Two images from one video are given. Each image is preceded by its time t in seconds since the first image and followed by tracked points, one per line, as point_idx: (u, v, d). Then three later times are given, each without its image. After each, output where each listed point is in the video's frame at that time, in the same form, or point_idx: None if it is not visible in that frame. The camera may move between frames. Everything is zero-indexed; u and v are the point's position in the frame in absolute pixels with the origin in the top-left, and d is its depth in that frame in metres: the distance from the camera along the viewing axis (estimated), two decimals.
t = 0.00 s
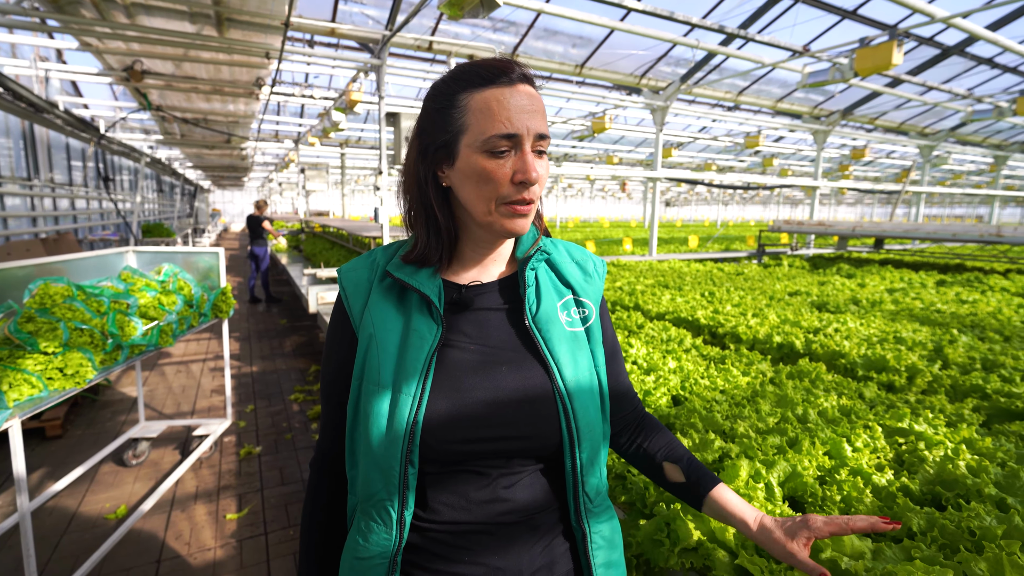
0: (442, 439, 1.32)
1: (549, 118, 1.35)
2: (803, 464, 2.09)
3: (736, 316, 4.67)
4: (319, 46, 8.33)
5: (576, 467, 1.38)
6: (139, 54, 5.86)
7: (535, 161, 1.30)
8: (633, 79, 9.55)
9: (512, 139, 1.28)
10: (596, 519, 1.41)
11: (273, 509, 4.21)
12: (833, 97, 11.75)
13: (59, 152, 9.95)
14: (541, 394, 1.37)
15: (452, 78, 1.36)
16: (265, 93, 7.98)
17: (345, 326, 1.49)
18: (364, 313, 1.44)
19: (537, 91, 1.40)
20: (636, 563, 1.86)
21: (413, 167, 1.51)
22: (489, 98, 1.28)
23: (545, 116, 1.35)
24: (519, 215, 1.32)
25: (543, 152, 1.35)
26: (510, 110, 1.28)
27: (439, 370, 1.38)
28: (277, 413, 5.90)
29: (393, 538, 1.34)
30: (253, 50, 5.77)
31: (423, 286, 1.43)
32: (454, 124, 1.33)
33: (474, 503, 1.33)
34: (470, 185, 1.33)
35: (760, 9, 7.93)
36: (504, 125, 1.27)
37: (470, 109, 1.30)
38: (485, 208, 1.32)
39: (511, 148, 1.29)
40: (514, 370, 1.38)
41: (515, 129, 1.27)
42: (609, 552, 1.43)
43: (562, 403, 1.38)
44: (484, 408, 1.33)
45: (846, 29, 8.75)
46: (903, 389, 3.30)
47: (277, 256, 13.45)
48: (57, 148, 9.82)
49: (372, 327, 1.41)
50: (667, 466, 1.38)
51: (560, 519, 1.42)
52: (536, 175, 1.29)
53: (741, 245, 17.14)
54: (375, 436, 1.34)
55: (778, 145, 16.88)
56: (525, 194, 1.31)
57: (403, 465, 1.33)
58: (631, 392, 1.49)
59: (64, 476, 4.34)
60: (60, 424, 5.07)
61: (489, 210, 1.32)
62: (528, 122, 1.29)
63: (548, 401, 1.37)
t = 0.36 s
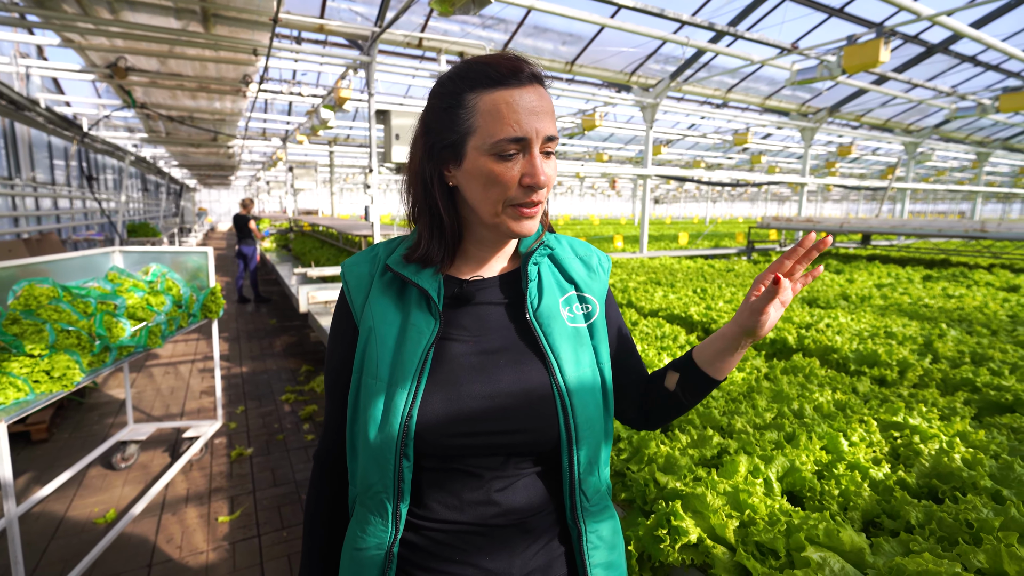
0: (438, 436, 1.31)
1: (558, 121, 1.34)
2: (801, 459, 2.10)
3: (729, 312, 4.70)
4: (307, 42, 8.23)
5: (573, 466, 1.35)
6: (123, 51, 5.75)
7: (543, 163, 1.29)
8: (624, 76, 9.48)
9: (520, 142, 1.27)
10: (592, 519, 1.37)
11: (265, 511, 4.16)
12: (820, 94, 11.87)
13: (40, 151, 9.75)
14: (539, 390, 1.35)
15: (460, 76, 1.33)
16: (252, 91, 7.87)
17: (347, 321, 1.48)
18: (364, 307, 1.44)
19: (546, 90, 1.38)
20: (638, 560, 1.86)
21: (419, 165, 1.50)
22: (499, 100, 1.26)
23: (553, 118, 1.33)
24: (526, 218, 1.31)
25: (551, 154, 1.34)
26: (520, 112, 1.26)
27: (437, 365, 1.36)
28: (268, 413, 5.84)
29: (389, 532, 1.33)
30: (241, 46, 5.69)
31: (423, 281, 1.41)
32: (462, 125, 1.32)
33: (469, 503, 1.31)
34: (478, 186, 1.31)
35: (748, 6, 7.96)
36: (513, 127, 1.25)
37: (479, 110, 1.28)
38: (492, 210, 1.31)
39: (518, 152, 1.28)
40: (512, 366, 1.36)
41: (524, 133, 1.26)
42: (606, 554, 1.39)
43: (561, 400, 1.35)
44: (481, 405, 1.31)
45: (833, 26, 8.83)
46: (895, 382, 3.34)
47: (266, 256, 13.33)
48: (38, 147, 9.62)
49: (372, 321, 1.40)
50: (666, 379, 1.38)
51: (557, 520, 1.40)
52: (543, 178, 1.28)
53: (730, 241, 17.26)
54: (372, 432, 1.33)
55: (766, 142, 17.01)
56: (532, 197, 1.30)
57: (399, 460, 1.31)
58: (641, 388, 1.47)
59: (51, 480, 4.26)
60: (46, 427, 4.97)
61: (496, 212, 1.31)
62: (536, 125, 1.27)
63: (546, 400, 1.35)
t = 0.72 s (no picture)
0: (428, 435, 1.28)
1: (545, 117, 1.25)
2: (797, 456, 2.11)
3: (722, 310, 4.72)
4: (297, 39, 8.15)
5: (567, 468, 1.32)
6: (109, 47, 5.65)
7: (526, 162, 1.22)
8: (615, 74, 9.55)
9: (501, 143, 1.20)
10: (586, 524, 1.34)
11: (258, 512, 4.12)
12: (810, 93, 11.96)
13: (24, 149, 9.57)
14: (531, 390, 1.31)
15: (442, 76, 1.28)
16: (241, 88, 7.78)
17: (344, 318, 1.47)
18: (361, 303, 1.42)
19: (535, 82, 1.30)
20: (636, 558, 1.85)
21: (413, 166, 1.47)
22: (477, 99, 1.20)
23: (540, 114, 1.25)
24: (512, 220, 1.25)
25: (538, 150, 1.26)
26: (499, 111, 1.19)
27: (430, 362, 1.33)
28: (260, 414, 5.79)
29: (380, 528, 1.32)
30: (229, 43, 5.62)
31: (418, 278, 1.38)
32: (445, 126, 1.27)
33: (464, 508, 1.29)
34: (462, 188, 1.26)
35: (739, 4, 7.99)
36: (492, 129, 1.19)
37: (458, 112, 1.23)
38: (477, 211, 1.26)
39: (501, 152, 1.21)
40: (506, 363, 1.32)
41: (503, 133, 1.19)
42: (601, 561, 1.35)
43: (554, 400, 1.32)
44: (474, 403, 1.28)
45: (823, 26, 8.89)
46: (887, 378, 3.38)
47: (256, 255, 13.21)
48: (22, 145, 9.45)
49: (367, 317, 1.38)
50: (710, 452, 1.26)
51: (551, 528, 1.37)
52: (526, 178, 1.21)
53: (721, 239, 17.38)
54: (365, 427, 1.32)
55: (756, 141, 17.13)
56: (516, 198, 1.23)
57: (389, 456, 1.29)
58: (634, 383, 1.39)
59: (38, 483, 4.18)
60: (32, 429, 4.89)
61: (480, 213, 1.26)
62: (517, 124, 1.19)
63: (540, 400, 1.32)
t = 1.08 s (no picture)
0: (436, 438, 1.26)
1: (548, 114, 1.24)
2: (796, 454, 2.12)
3: (717, 308, 4.73)
4: (289, 36, 8.08)
5: (573, 469, 1.30)
6: (96, 43, 5.57)
7: (527, 160, 1.20)
8: (609, 73, 9.56)
9: (502, 139, 1.19)
10: (594, 523, 1.34)
11: (252, 514, 4.08)
12: (801, 92, 12.04)
13: (9, 147, 9.42)
14: (537, 392, 1.30)
15: (445, 70, 1.26)
16: (232, 85, 7.70)
17: (343, 320, 1.42)
18: (361, 305, 1.37)
19: (539, 80, 1.28)
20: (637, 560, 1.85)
21: (413, 162, 1.45)
22: (479, 94, 1.18)
23: (542, 111, 1.23)
24: (512, 218, 1.24)
25: (540, 149, 1.24)
26: (502, 107, 1.17)
27: (434, 365, 1.31)
28: (253, 414, 5.74)
29: (387, 535, 1.29)
30: (220, 40, 5.55)
31: (420, 279, 1.36)
32: (447, 120, 1.25)
33: (473, 505, 1.27)
34: (463, 184, 1.25)
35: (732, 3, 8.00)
36: (494, 125, 1.17)
37: (461, 106, 1.21)
38: (476, 208, 1.25)
39: (502, 149, 1.20)
40: (510, 366, 1.31)
41: (506, 129, 1.18)
42: (608, 560, 1.35)
43: (559, 401, 1.30)
44: (481, 406, 1.26)
45: (814, 25, 8.94)
46: (881, 376, 3.40)
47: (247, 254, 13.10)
48: (7, 142, 9.30)
49: (368, 319, 1.34)
50: (700, 476, 1.25)
51: (557, 524, 1.36)
52: (526, 176, 1.20)
53: (714, 237, 17.49)
54: (369, 434, 1.28)
55: (748, 139, 17.23)
56: (517, 196, 1.22)
57: (396, 462, 1.26)
58: (629, 382, 1.38)
59: (27, 487, 4.12)
60: (21, 432, 4.81)
61: (480, 211, 1.25)
62: (520, 121, 1.18)
63: (545, 400, 1.31)
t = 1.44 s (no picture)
0: (442, 439, 1.25)
1: (554, 115, 1.23)
2: (795, 451, 2.13)
3: (713, 306, 4.76)
4: (281, 33, 8.01)
5: (579, 469, 1.31)
6: (86, 39, 5.49)
7: (532, 162, 1.20)
8: (603, 71, 9.56)
9: (508, 140, 1.18)
10: (599, 523, 1.35)
11: (247, 514, 4.06)
12: (793, 91, 12.11)
13: None
14: (543, 393, 1.30)
15: (450, 68, 1.25)
16: (224, 82, 7.63)
17: (344, 323, 1.40)
18: (362, 308, 1.36)
19: (545, 79, 1.28)
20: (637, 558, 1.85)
21: (415, 159, 1.43)
22: (485, 94, 1.17)
23: (548, 112, 1.23)
24: (516, 219, 1.23)
25: (544, 150, 1.24)
26: (508, 108, 1.17)
27: (440, 366, 1.30)
28: (247, 414, 5.70)
29: (392, 539, 1.28)
30: (211, 36, 5.50)
31: (422, 280, 1.34)
32: (451, 119, 1.24)
33: (480, 507, 1.27)
34: (466, 184, 1.24)
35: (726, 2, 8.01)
36: (500, 125, 1.17)
37: (466, 106, 1.20)
38: (479, 208, 1.24)
39: (507, 149, 1.19)
40: (516, 367, 1.30)
41: (511, 130, 1.17)
42: (613, 558, 1.36)
43: (564, 400, 1.31)
44: (487, 407, 1.26)
45: (807, 23, 8.98)
46: (876, 373, 3.44)
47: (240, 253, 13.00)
48: None
49: (370, 322, 1.32)
50: (683, 472, 1.32)
51: (563, 523, 1.36)
52: (530, 178, 1.19)
53: (708, 235, 17.57)
54: (373, 437, 1.26)
55: (741, 138, 17.30)
56: (520, 197, 1.22)
57: (402, 465, 1.25)
58: (634, 380, 1.39)
59: (17, 489, 4.07)
60: (11, 433, 4.75)
61: (483, 211, 1.24)
62: (526, 121, 1.18)
63: (551, 400, 1.30)
